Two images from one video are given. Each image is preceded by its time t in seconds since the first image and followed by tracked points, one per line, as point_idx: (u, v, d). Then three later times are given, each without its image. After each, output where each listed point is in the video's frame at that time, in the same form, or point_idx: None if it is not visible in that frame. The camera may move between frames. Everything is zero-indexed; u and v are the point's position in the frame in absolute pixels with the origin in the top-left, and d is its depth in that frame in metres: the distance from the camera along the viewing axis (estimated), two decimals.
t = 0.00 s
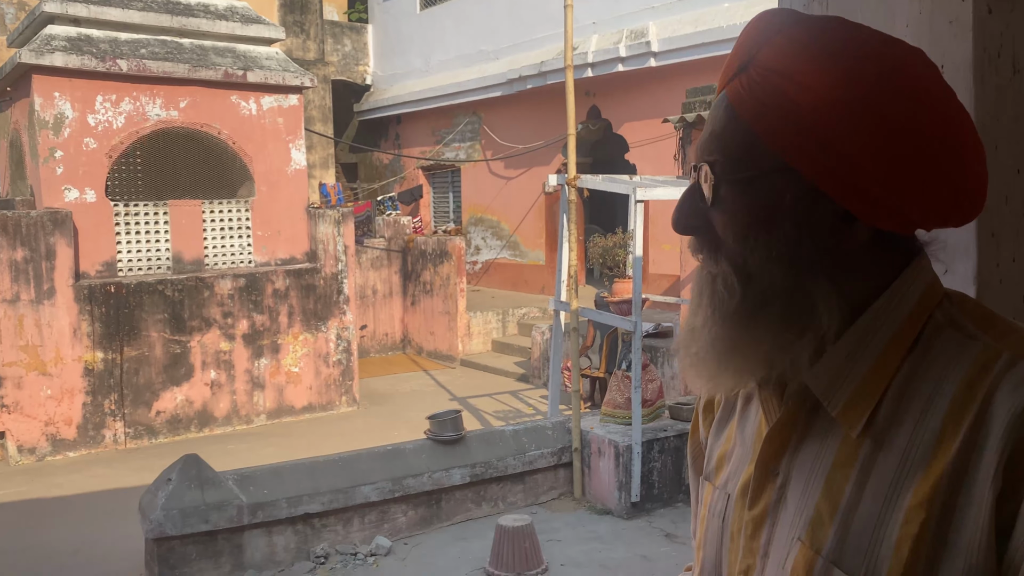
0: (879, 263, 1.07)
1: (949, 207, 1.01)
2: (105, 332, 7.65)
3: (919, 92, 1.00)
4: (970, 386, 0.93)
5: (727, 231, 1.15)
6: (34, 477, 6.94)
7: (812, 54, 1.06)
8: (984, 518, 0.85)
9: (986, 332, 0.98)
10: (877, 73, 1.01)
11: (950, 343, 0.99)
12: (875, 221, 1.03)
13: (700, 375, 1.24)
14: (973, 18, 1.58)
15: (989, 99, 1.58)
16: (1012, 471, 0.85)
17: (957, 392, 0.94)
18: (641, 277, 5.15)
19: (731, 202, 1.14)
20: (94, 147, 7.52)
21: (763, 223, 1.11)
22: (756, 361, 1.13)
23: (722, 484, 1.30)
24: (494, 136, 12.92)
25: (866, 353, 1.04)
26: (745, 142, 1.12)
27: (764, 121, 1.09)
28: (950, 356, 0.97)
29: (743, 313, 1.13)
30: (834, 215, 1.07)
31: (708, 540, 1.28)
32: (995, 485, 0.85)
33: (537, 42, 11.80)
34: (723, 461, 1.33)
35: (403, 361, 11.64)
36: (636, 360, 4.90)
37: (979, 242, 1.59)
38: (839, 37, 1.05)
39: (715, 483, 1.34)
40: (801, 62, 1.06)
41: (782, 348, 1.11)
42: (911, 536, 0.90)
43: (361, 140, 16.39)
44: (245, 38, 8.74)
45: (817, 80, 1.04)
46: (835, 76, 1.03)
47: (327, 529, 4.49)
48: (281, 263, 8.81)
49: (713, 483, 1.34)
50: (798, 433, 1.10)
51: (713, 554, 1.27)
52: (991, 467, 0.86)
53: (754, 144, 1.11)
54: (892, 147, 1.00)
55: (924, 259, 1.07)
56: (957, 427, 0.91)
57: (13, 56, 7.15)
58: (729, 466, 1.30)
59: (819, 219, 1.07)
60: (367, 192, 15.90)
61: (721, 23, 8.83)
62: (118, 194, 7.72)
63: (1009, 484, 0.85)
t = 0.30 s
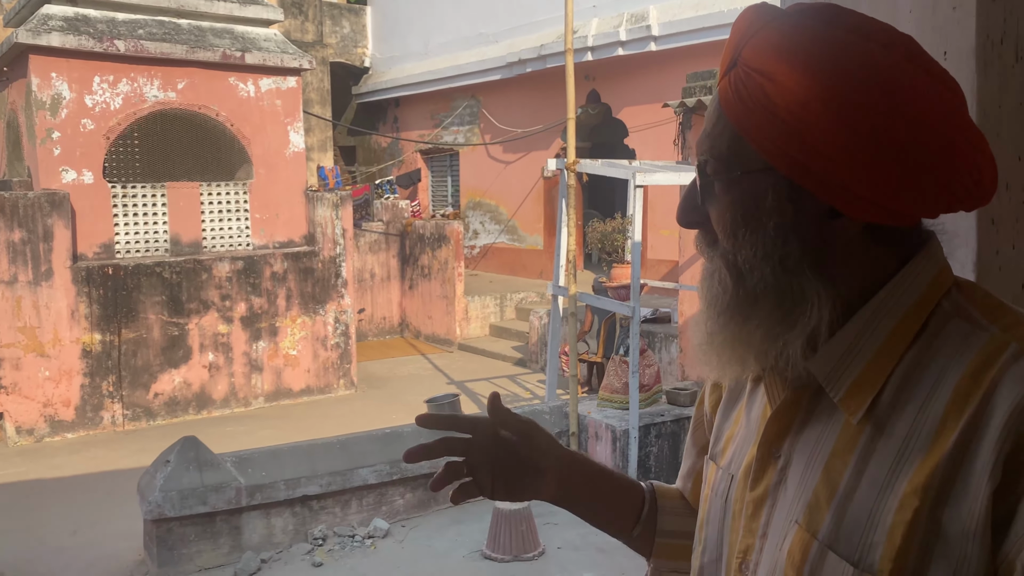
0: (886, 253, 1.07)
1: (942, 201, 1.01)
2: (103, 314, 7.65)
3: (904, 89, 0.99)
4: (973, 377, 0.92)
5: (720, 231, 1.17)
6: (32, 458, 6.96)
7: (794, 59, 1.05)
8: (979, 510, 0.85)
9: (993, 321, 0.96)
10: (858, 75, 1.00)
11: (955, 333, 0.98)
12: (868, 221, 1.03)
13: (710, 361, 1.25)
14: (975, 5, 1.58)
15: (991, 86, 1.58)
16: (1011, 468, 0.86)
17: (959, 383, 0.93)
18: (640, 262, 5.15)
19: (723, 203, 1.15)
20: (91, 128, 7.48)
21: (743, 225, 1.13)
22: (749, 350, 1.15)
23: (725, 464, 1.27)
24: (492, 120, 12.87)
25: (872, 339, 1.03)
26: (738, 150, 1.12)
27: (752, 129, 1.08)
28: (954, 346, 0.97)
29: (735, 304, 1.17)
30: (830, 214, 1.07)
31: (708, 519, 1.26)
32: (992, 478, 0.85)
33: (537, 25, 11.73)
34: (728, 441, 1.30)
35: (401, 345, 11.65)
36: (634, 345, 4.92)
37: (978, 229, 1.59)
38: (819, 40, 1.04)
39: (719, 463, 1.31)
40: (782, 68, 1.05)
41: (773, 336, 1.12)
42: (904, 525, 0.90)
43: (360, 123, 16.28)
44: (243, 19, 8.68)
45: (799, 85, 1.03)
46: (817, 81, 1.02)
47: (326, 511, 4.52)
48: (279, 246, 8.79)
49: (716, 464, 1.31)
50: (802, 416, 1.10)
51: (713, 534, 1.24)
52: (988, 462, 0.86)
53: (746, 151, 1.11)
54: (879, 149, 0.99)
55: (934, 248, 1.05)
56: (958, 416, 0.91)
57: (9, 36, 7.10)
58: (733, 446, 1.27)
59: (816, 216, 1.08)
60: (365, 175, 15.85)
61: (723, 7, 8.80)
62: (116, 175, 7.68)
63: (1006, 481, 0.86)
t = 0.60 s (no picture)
0: (894, 252, 1.07)
1: (960, 199, 1.00)
2: (104, 300, 7.66)
3: (929, 82, 0.98)
4: (973, 382, 0.93)
5: (736, 213, 1.19)
6: (34, 443, 6.98)
7: (823, 39, 1.04)
8: (971, 516, 0.87)
9: (997, 327, 0.97)
10: (885, 63, 0.99)
11: (959, 336, 0.99)
12: (882, 211, 1.03)
13: (713, 341, 1.25)
14: None
15: (995, 82, 1.58)
16: (1003, 478, 0.87)
17: (960, 387, 0.94)
18: (640, 252, 5.12)
19: (741, 183, 1.17)
20: (92, 113, 7.46)
21: (757, 206, 1.15)
22: (754, 336, 1.16)
23: (729, 457, 1.27)
24: (494, 108, 12.83)
25: (877, 336, 1.04)
26: (760, 130, 1.14)
27: (775, 110, 1.09)
28: (958, 349, 0.97)
29: (742, 289, 1.18)
30: (842, 201, 1.08)
31: (711, 509, 1.27)
32: (986, 486, 0.86)
33: (540, 13, 11.68)
34: (733, 432, 1.30)
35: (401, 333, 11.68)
36: (633, 335, 4.93)
37: (980, 226, 1.58)
38: (850, 23, 1.03)
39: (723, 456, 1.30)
40: (809, 49, 1.05)
41: (777, 326, 1.13)
42: (895, 525, 0.91)
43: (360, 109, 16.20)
44: (244, 5, 8.63)
45: (824, 68, 1.03)
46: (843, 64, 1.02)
47: (326, 498, 4.54)
48: (280, 232, 8.79)
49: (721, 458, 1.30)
50: (804, 411, 1.11)
51: (715, 525, 1.26)
52: (982, 470, 0.87)
53: (768, 132, 1.13)
54: (897, 142, 0.99)
55: (945, 248, 1.06)
56: (957, 420, 0.92)
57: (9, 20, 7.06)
58: (739, 438, 1.27)
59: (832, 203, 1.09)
60: (366, 162, 15.81)
61: None
62: (116, 161, 7.66)
63: (997, 490, 0.87)
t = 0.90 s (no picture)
0: (909, 247, 1.06)
1: (975, 194, 0.98)
2: (105, 289, 7.66)
3: (940, 76, 0.96)
4: (995, 377, 0.91)
5: (747, 209, 1.19)
6: (35, 432, 7.00)
7: (833, 34, 1.03)
8: (994, 511, 0.84)
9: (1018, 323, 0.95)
10: (894, 56, 0.98)
11: (980, 332, 0.97)
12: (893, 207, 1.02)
13: (720, 332, 1.23)
14: None
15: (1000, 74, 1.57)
16: None
17: (982, 383, 0.92)
18: (640, 245, 5.17)
19: (755, 179, 1.16)
20: (93, 103, 7.44)
21: (768, 202, 1.15)
22: (764, 330, 1.13)
23: (741, 450, 1.24)
24: (496, 99, 12.81)
25: (894, 330, 1.02)
26: (772, 125, 1.14)
27: (783, 107, 1.09)
28: (979, 345, 0.95)
29: (754, 284, 1.17)
30: (854, 196, 1.08)
31: (722, 502, 1.24)
32: (1009, 483, 0.84)
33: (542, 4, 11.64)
34: (744, 422, 1.26)
35: (401, 324, 11.68)
36: (634, 327, 4.93)
37: (985, 219, 1.57)
38: (860, 17, 1.02)
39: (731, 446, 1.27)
40: (819, 44, 1.04)
41: (786, 319, 1.11)
42: (913, 522, 0.89)
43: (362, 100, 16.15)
44: None
45: (834, 63, 1.02)
46: (852, 59, 1.01)
47: (326, 488, 4.55)
48: (281, 223, 8.77)
49: (731, 449, 1.26)
50: (819, 404, 1.08)
51: (725, 519, 1.22)
52: (1006, 465, 0.84)
53: (779, 127, 1.13)
54: (909, 137, 0.97)
55: (964, 244, 1.04)
56: (979, 415, 0.90)
57: (11, 8, 7.05)
58: (751, 432, 1.24)
59: (844, 199, 1.08)
60: (367, 153, 15.80)
61: None
62: (117, 151, 7.64)
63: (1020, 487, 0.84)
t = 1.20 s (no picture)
0: (920, 246, 1.05)
1: (990, 192, 0.96)
2: (107, 284, 7.67)
3: (954, 69, 0.94)
4: (1005, 381, 0.90)
5: (755, 206, 1.17)
6: (37, 426, 7.01)
7: (844, 27, 1.00)
8: (1000, 516, 0.83)
9: None
10: (909, 50, 0.96)
11: (990, 334, 0.95)
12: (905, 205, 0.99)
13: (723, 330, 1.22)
14: None
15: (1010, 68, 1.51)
16: None
17: (990, 387, 0.91)
18: (644, 241, 5.09)
19: (765, 174, 1.14)
20: (96, 97, 7.44)
21: (778, 197, 1.13)
22: (769, 329, 1.11)
23: (745, 447, 1.21)
24: (499, 95, 12.79)
25: (903, 331, 1.01)
26: (781, 120, 1.12)
27: (793, 100, 1.05)
28: (988, 349, 0.94)
29: (763, 281, 1.15)
30: (865, 194, 1.06)
31: (725, 499, 1.22)
32: (1017, 490, 0.83)
33: None
34: (750, 413, 1.23)
35: (403, 320, 11.68)
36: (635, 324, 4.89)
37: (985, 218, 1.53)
38: (873, 9, 0.99)
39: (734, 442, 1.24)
40: (830, 36, 1.01)
41: (795, 319, 1.10)
42: (918, 527, 0.88)
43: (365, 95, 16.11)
44: None
45: (846, 58, 0.99)
46: (864, 54, 0.98)
47: (327, 483, 4.55)
48: (283, 218, 8.76)
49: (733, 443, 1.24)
50: (825, 404, 1.06)
51: (728, 516, 1.20)
52: (1012, 471, 0.84)
53: (787, 122, 1.11)
54: (923, 132, 0.95)
55: (976, 244, 1.03)
56: (987, 420, 0.89)
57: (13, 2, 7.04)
58: (759, 425, 1.21)
59: (856, 196, 1.07)
60: (370, 148, 15.79)
61: None
62: (120, 145, 7.65)
63: None
